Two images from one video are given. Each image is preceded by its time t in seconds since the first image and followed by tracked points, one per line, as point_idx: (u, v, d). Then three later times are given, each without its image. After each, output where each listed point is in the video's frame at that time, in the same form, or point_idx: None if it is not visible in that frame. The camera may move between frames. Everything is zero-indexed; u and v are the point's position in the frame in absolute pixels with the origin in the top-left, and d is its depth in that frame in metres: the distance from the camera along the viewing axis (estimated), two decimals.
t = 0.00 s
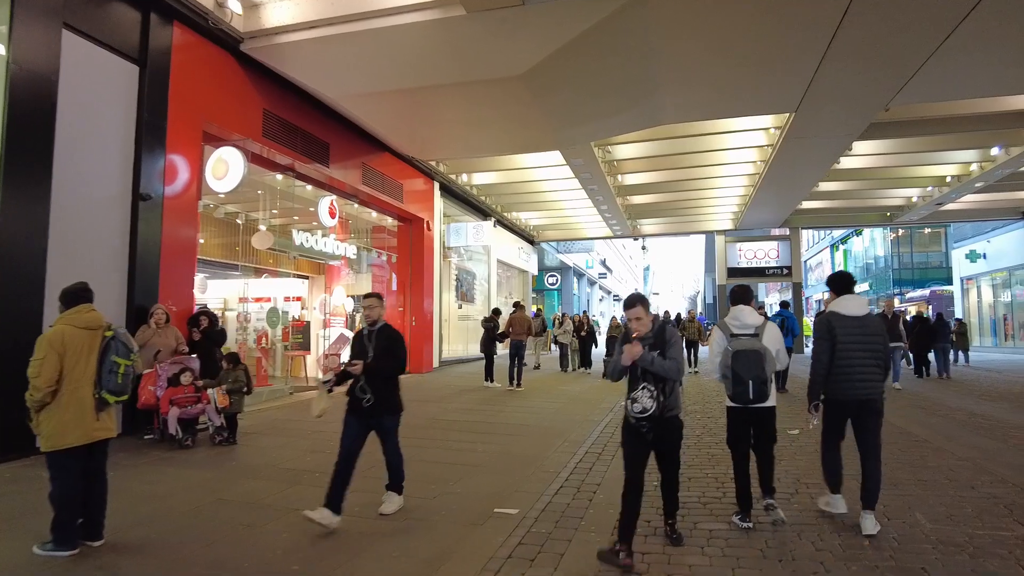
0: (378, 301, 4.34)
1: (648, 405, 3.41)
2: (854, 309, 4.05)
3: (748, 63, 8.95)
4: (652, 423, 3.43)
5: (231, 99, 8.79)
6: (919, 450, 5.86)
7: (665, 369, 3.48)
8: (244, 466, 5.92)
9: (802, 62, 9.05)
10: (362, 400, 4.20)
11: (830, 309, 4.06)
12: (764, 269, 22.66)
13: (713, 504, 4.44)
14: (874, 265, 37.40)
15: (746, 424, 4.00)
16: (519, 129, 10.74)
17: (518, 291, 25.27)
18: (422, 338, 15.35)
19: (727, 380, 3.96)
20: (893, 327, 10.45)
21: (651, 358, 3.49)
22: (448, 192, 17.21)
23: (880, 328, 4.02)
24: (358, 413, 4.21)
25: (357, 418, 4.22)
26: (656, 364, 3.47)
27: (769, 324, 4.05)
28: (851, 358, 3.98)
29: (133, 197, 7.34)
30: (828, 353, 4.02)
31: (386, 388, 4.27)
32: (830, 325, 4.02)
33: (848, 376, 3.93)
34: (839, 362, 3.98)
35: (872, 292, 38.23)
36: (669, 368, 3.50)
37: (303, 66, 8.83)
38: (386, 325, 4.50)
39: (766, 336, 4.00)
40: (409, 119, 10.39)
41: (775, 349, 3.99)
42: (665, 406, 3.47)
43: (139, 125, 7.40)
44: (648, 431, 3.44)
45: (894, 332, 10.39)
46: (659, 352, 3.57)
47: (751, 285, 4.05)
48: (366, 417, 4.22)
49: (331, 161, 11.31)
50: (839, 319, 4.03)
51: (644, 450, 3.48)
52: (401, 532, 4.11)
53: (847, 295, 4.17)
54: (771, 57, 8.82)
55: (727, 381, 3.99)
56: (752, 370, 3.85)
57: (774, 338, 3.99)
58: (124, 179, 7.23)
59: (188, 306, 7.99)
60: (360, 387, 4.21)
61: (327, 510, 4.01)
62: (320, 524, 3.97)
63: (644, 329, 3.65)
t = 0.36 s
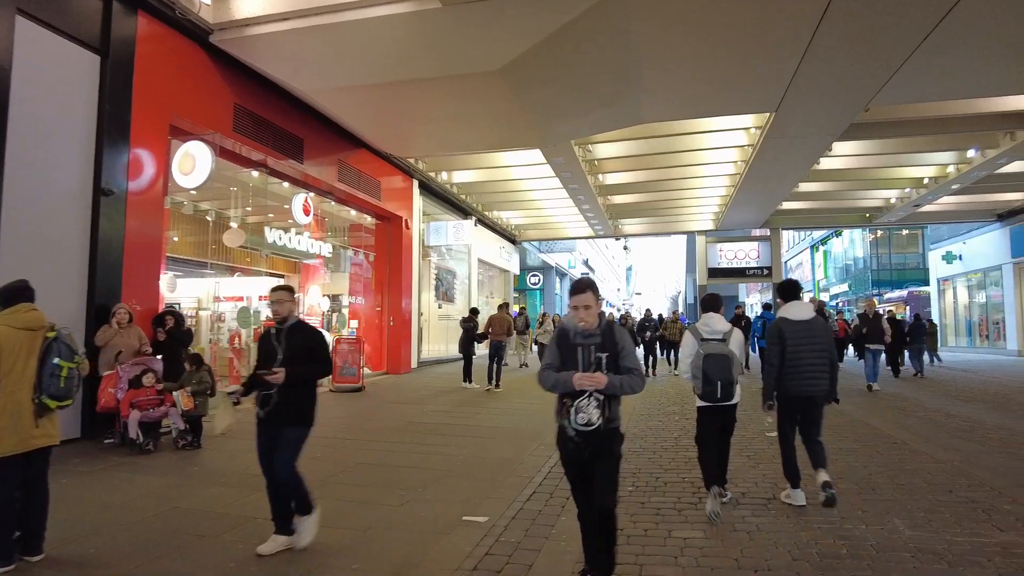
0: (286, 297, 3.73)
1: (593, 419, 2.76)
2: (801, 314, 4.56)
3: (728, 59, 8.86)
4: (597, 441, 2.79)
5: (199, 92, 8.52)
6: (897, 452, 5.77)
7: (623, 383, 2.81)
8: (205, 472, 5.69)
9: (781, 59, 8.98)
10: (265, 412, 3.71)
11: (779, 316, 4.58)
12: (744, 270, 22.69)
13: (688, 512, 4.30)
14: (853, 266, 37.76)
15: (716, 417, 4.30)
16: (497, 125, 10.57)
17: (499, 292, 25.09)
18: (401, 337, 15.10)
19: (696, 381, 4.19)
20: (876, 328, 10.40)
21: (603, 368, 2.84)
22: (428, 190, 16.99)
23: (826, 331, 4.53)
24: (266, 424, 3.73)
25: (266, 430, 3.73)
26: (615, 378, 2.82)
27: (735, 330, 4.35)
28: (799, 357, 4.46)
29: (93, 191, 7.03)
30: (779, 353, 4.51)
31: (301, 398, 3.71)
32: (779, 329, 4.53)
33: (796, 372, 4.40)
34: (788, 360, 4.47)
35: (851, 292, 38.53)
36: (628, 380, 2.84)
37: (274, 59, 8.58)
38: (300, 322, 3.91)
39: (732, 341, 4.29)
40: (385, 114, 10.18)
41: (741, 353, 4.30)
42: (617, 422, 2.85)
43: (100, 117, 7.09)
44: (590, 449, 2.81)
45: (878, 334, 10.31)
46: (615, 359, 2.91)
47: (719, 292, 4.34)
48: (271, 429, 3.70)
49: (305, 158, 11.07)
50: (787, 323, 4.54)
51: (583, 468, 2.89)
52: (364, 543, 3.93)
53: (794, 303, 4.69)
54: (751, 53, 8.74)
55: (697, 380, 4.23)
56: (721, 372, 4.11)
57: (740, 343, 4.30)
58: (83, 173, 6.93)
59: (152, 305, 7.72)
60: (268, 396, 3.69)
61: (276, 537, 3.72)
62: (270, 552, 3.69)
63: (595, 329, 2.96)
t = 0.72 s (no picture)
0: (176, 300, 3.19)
1: (505, 450, 2.13)
2: (757, 317, 4.66)
3: (706, 57, 8.74)
4: (510, 476, 2.16)
5: (165, 87, 8.27)
6: (873, 456, 5.66)
7: (548, 407, 2.19)
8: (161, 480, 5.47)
9: (759, 57, 8.88)
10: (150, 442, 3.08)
11: (736, 319, 4.68)
12: (726, 270, 22.68)
13: (658, 520, 4.15)
14: (835, 267, 38.00)
15: (676, 407, 4.61)
16: (473, 122, 10.40)
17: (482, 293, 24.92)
18: (379, 339, 14.87)
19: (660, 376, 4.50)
20: (857, 327, 10.21)
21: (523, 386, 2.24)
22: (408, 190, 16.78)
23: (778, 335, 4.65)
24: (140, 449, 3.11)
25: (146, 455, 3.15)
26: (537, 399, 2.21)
27: (693, 329, 4.67)
28: (752, 359, 4.56)
29: (50, 188, 6.77)
30: (733, 354, 4.60)
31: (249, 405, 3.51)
32: (734, 330, 4.63)
33: (748, 373, 4.50)
34: (742, 361, 4.57)
35: (833, 294, 38.73)
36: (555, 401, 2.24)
37: (242, 52, 8.35)
38: (193, 332, 3.33)
39: (690, 338, 4.61)
40: (359, 110, 9.97)
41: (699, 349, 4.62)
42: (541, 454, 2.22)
43: (57, 111, 6.83)
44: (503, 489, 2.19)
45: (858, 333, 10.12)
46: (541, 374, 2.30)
47: (676, 295, 4.65)
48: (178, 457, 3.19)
49: (278, 156, 10.83)
50: (742, 325, 4.64)
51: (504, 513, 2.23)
52: (315, 555, 3.74)
53: (752, 307, 4.79)
54: (729, 51, 8.62)
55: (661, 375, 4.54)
56: (681, 366, 4.42)
57: (697, 340, 4.63)
58: (38, 169, 6.66)
59: (114, 306, 7.47)
60: (145, 421, 3.09)
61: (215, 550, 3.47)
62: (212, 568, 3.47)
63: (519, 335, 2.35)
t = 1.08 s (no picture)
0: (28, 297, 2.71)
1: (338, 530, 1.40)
2: (729, 319, 5.32)
3: (695, 53, 8.58)
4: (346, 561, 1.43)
5: (142, 84, 8.09)
6: (865, 461, 5.51)
7: (395, 423, 1.47)
8: (130, 488, 5.28)
9: (750, 54, 8.73)
10: None
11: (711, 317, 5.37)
12: (720, 270, 22.58)
13: (639, 532, 3.99)
14: (831, 268, 37.92)
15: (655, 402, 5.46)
16: (461, 120, 10.23)
17: (475, 294, 24.76)
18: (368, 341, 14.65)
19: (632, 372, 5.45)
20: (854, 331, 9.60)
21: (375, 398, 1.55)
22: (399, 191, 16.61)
23: (749, 334, 5.29)
24: None
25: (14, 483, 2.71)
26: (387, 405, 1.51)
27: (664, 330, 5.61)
28: (724, 356, 5.24)
29: (20, 188, 6.59)
30: (707, 352, 5.28)
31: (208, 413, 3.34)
32: (709, 331, 5.31)
33: (717, 369, 5.17)
34: (714, 359, 5.24)
35: (828, 294, 38.69)
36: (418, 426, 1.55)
37: (222, 49, 8.16)
38: (58, 334, 2.76)
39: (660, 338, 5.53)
40: (344, 108, 9.80)
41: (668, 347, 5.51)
42: (389, 508, 1.50)
43: (28, 109, 6.63)
44: None
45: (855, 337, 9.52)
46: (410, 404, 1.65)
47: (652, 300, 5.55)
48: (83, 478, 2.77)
49: (263, 155, 10.66)
50: (716, 326, 5.31)
51: None
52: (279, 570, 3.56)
53: (726, 309, 5.47)
54: (718, 47, 8.47)
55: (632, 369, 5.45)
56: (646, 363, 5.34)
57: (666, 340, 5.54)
58: (8, 168, 6.47)
59: (90, 308, 7.27)
60: None
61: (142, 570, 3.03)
62: None
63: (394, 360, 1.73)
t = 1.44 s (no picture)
0: None
1: None
2: (711, 314, 5.81)
3: (695, 44, 8.38)
4: None
5: (129, 75, 7.91)
6: (870, 463, 5.31)
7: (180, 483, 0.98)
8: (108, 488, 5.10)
9: (751, 45, 8.53)
10: None
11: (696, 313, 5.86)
12: (721, 269, 22.39)
13: (633, 537, 3.80)
14: (833, 267, 37.75)
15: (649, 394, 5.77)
16: (456, 113, 10.04)
17: (474, 292, 24.56)
18: (363, 339, 14.46)
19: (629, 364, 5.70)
20: (859, 329, 9.17)
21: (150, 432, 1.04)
22: (396, 187, 16.43)
23: (730, 328, 5.77)
24: None
25: None
26: (170, 452, 1.00)
27: (662, 324, 5.86)
28: (707, 348, 5.70)
29: None
30: (692, 344, 5.74)
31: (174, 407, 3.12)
32: (693, 326, 5.74)
33: (703, 359, 5.63)
34: (698, 351, 5.70)
35: (830, 293, 38.49)
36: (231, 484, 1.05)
37: (211, 39, 7.98)
38: None
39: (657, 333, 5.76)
40: (337, 100, 9.61)
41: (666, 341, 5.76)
42: None
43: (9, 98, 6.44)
44: None
45: (860, 335, 9.10)
46: (226, 445, 1.13)
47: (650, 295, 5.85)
48: None
49: (255, 149, 10.49)
50: (700, 321, 5.78)
51: None
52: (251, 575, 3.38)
53: (707, 305, 5.98)
54: (719, 38, 8.27)
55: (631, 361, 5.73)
56: (643, 354, 5.62)
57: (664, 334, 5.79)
58: None
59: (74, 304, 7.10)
60: None
61: None
62: None
63: (198, 373, 1.21)
